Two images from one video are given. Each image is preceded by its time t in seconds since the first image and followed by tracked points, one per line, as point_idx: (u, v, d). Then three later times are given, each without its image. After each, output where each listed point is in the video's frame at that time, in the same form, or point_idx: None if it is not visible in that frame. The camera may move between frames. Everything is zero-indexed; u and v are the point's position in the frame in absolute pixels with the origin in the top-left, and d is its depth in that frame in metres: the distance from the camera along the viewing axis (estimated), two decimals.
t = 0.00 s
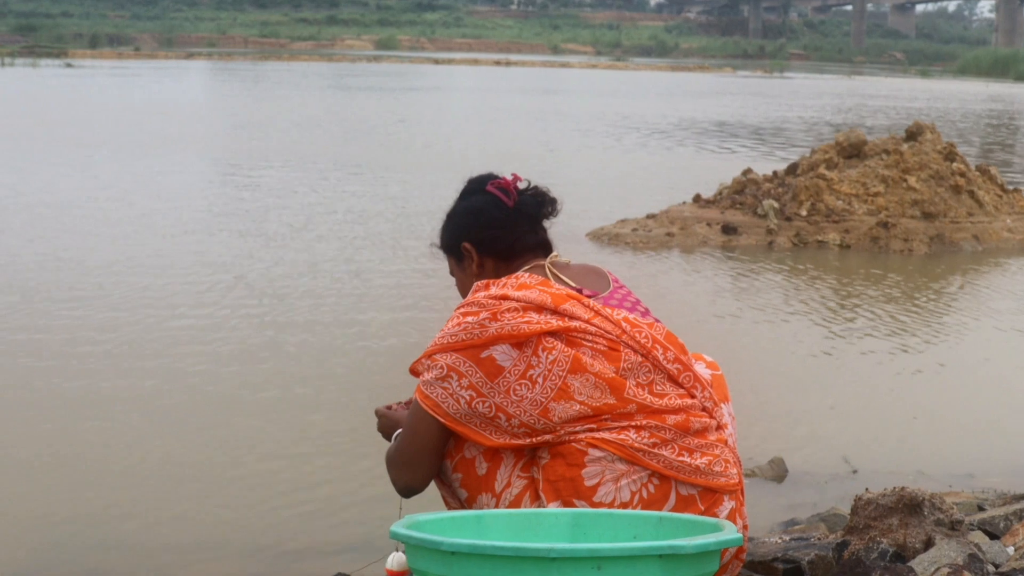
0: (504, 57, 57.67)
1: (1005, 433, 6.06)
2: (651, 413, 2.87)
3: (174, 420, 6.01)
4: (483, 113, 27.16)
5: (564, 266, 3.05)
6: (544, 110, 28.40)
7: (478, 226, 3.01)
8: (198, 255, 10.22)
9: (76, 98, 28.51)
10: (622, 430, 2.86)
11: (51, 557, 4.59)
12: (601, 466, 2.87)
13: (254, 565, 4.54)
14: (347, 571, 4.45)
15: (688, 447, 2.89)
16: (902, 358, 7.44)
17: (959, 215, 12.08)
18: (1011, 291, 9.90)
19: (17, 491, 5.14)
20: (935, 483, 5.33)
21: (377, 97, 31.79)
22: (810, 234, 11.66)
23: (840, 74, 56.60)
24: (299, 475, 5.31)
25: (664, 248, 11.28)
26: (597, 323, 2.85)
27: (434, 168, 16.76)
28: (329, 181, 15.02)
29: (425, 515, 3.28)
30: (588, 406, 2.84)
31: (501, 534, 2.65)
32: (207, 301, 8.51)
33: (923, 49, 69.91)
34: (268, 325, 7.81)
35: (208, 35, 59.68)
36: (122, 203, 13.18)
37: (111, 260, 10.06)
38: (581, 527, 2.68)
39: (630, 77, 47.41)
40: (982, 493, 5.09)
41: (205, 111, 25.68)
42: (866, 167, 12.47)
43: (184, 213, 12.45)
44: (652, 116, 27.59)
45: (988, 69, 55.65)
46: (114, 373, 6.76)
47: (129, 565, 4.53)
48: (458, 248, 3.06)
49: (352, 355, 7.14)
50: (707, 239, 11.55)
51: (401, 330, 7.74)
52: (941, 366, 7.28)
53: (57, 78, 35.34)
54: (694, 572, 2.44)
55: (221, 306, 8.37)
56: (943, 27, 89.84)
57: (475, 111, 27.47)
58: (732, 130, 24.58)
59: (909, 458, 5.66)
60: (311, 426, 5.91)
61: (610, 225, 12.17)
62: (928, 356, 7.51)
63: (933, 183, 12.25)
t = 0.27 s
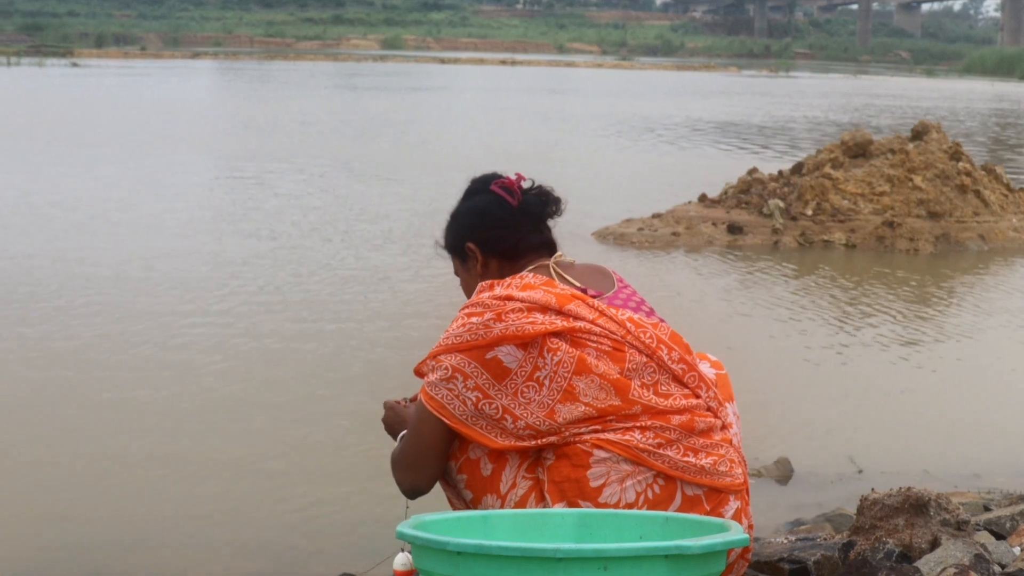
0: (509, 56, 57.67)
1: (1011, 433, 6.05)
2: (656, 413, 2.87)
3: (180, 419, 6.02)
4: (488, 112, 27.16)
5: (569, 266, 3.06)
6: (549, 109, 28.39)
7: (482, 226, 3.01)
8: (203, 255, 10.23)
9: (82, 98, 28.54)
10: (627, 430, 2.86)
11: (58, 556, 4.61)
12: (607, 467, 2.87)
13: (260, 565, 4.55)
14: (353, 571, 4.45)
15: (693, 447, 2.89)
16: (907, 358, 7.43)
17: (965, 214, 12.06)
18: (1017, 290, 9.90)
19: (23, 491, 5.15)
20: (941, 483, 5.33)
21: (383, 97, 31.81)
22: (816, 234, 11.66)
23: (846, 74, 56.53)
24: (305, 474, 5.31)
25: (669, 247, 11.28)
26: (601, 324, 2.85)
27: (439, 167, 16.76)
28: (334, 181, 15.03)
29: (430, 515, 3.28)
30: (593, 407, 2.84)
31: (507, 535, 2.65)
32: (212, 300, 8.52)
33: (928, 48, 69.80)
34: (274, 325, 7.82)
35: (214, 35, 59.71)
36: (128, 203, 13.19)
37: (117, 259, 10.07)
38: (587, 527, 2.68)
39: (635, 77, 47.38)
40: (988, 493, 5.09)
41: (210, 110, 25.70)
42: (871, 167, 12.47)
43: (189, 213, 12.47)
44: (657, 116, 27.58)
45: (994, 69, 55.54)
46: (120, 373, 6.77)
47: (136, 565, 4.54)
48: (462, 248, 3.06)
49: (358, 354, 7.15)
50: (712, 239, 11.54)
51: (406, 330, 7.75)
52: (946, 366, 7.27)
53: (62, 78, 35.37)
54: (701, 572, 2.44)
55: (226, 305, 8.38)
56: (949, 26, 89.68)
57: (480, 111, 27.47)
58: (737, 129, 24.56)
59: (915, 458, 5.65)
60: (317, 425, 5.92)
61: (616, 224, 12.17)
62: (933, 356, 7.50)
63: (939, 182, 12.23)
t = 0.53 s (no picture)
0: (513, 57, 57.70)
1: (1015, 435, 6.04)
2: (661, 415, 2.87)
3: (184, 420, 6.02)
4: (492, 113, 27.17)
5: (573, 267, 3.05)
6: (553, 110, 28.39)
7: (486, 228, 3.01)
8: (207, 255, 10.24)
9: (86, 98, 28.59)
10: (632, 433, 2.86)
11: (62, 557, 4.61)
12: (612, 470, 2.87)
13: (263, 566, 4.55)
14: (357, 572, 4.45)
15: (698, 450, 2.89)
16: (911, 360, 7.42)
17: (969, 215, 12.05)
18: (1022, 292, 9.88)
19: (26, 492, 5.15)
20: (946, 485, 5.32)
21: (387, 97, 31.84)
22: (820, 235, 11.65)
23: (850, 75, 56.51)
24: (308, 476, 5.31)
25: (673, 248, 11.27)
26: (606, 326, 2.85)
27: (443, 168, 16.77)
28: (338, 182, 15.04)
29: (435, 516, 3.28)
30: (599, 410, 2.84)
31: (513, 537, 2.65)
32: (216, 301, 8.53)
33: (933, 49, 69.76)
34: (278, 326, 7.82)
35: (218, 35, 59.79)
36: (132, 203, 13.21)
37: (121, 260, 10.08)
38: (592, 529, 2.68)
39: (640, 78, 47.39)
40: (993, 495, 5.08)
41: (215, 110, 25.73)
42: (876, 168, 12.45)
43: (193, 213, 12.48)
44: (661, 117, 27.58)
45: (998, 70, 55.47)
46: (123, 373, 6.77)
47: (139, 565, 4.54)
48: (466, 250, 3.06)
49: (361, 355, 7.15)
50: (717, 240, 11.53)
51: (409, 331, 7.75)
52: (950, 367, 7.26)
53: (67, 78, 35.41)
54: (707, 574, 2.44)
55: (230, 306, 8.38)
56: (953, 27, 89.60)
57: (484, 111, 27.49)
58: (741, 130, 24.56)
59: (919, 460, 5.64)
60: (321, 426, 5.92)
61: (620, 225, 12.16)
62: (938, 358, 7.48)
63: (943, 183, 12.22)
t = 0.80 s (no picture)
0: (516, 60, 57.73)
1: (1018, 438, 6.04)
2: (664, 419, 2.87)
3: (187, 421, 6.02)
4: (495, 115, 27.18)
5: (575, 270, 3.05)
6: (556, 112, 28.40)
7: (487, 231, 3.01)
8: (211, 257, 10.25)
9: (90, 100, 28.63)
10: (635, 437, 2.86)
11: (64, 558, 4.61)
12: (615, 474, 2.87)
13: (267, 567, 4.55)
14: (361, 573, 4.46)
15: (701, 453, 2.89)
16: (914, 363, 7.41)
17: (973, 218, 12.04)
18: None
19: (28, 493, 5.16)
20: (950, 488, 5.32)
21: (391, 99, 31.87)
22: (823, 237, 11.65)
23: (853, 77, 56.49)
24: (312, 478, 5.32)
25: (677, 251, 11.28)
26: (609, 330, 2.85)
27: (446, 170, 16.78)
28: (341, 184, 15.05)
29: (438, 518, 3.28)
30: (601, 414, 2.84)
31: (516, 540, 2.66)
32: (220, 302, 8.54)
33: (937, 52, 69.73)
34: (281, 328, 7.83)
35: (222, 37, 59.87)
36: (136, 205, 13.22)
37: (125, 261, 10.10)
38: (596, 532, 2.68)
39: (643, 80, 47.40)
40: (996, 498, 5.08)
41: (218, 112, 25.76)
42: (879, 171, 12.45)
43: (196, 215, 12.49)
44: (664, 119, 27.59)
45: (1002, 72, 55.45)
46: (127, 375, 6.78)
47: (143, 567, 4.55)
48: (467, 253, 3.06)
49: (364, 357, 7.15)
50: (720, 243, 11.52)
51: (412, 333, 7.75)
52: (953, 370, 7.25)
53: (72, 81, 35.45)
54: None
55: (233, 308, 8.39)
56: (957, 30, 89.57)
57: (487, 113, 27.50)
58: (744, 133, 24.57)
59: (922, 463, 5.64)
60: (324, 428, 5.92)
61: (624, 227, 12.16)
62: (941, 361, 7.48)
63: (947, 186, 12.21)
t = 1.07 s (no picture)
0: (519, 60, 57.73)
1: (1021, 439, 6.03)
2: (668, 421, 2.87)
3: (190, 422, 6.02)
4: (498, 116, 27.18)
5: (579, 272, 3.05)
6: (559, 113, 28.40)
7: (489, 232, 3.02)
8: (214, 258, 10.25)
9: (93, 101, 28.64)
10: (639, 439, 2.86)
11: (68, 559, 4.61)
12: (619, 475, 2.87)
13: (270, 568, 4.55)
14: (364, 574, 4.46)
15: (705, 455, 2.89)
16: (918, 364, 7.40)
17: (976, 219, 12.04)
18: None
19: (31, 493, 5.16)
20: (953, 489, 5.32)
21: (393, 100, 31.86)
22: (826, 239, 11.65)
23: (857, 78, 56.46)
24: (314, 479, 5.32)
25: (680, 252, 11.27)
26: (612, 331, 2.86)
27: (448, 171, 16.78)
28: (344, 184, 15.05)
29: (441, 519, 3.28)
30: (605, 416, 2.85)
31: (520, 540, 2.66)
32: (223, 303, 8.54)
33: (940, 53, 69.70)
34: (284, 329, 7.83)
35: (225, 38, 59.89)
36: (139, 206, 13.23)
37: (128, 262, 10.10)
38: (599, 533, 2.68)
39: (645, 81, 47.39)
40: (999, 499, 5.08)
41: (222, 113, 25.76)
42: (883, 171, 12.44)
43: (199, 216, 12.50)
44: (667, 120, 27.59)
45: (1005, 73, 55.42)
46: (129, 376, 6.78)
47: (146, 567, 4.55)
48: (471, 254, 3.06)
49: (366, 358, 7.15)
50: (723, 243, 11.51)
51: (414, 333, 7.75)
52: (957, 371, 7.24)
53: (75, 81, 35.48)
54: None
55: (237, 308, 8.40)
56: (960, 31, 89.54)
57: (490, 115, 27.51)
58: (747, 133, 24.56)
59: (925, 463, 5.64)
60: (327, 429, 5.92)
61: (627, 229, 12.15)
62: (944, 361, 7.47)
63: (950, 187, 12.20)
